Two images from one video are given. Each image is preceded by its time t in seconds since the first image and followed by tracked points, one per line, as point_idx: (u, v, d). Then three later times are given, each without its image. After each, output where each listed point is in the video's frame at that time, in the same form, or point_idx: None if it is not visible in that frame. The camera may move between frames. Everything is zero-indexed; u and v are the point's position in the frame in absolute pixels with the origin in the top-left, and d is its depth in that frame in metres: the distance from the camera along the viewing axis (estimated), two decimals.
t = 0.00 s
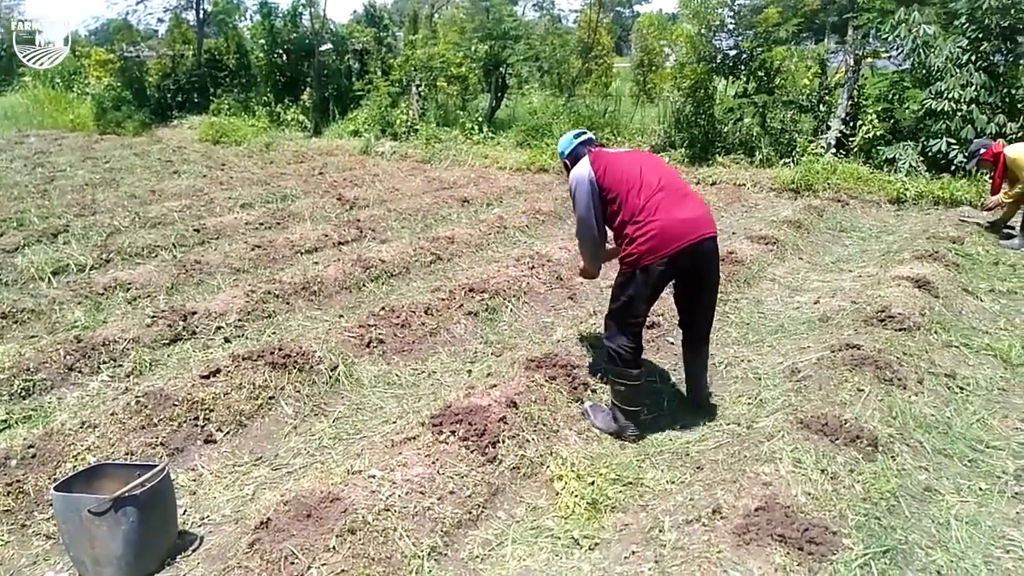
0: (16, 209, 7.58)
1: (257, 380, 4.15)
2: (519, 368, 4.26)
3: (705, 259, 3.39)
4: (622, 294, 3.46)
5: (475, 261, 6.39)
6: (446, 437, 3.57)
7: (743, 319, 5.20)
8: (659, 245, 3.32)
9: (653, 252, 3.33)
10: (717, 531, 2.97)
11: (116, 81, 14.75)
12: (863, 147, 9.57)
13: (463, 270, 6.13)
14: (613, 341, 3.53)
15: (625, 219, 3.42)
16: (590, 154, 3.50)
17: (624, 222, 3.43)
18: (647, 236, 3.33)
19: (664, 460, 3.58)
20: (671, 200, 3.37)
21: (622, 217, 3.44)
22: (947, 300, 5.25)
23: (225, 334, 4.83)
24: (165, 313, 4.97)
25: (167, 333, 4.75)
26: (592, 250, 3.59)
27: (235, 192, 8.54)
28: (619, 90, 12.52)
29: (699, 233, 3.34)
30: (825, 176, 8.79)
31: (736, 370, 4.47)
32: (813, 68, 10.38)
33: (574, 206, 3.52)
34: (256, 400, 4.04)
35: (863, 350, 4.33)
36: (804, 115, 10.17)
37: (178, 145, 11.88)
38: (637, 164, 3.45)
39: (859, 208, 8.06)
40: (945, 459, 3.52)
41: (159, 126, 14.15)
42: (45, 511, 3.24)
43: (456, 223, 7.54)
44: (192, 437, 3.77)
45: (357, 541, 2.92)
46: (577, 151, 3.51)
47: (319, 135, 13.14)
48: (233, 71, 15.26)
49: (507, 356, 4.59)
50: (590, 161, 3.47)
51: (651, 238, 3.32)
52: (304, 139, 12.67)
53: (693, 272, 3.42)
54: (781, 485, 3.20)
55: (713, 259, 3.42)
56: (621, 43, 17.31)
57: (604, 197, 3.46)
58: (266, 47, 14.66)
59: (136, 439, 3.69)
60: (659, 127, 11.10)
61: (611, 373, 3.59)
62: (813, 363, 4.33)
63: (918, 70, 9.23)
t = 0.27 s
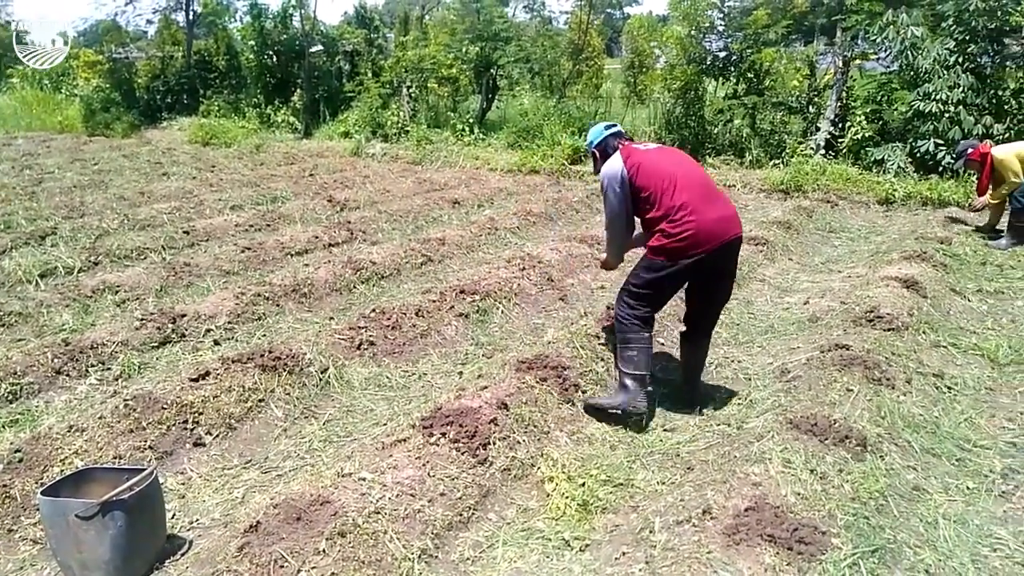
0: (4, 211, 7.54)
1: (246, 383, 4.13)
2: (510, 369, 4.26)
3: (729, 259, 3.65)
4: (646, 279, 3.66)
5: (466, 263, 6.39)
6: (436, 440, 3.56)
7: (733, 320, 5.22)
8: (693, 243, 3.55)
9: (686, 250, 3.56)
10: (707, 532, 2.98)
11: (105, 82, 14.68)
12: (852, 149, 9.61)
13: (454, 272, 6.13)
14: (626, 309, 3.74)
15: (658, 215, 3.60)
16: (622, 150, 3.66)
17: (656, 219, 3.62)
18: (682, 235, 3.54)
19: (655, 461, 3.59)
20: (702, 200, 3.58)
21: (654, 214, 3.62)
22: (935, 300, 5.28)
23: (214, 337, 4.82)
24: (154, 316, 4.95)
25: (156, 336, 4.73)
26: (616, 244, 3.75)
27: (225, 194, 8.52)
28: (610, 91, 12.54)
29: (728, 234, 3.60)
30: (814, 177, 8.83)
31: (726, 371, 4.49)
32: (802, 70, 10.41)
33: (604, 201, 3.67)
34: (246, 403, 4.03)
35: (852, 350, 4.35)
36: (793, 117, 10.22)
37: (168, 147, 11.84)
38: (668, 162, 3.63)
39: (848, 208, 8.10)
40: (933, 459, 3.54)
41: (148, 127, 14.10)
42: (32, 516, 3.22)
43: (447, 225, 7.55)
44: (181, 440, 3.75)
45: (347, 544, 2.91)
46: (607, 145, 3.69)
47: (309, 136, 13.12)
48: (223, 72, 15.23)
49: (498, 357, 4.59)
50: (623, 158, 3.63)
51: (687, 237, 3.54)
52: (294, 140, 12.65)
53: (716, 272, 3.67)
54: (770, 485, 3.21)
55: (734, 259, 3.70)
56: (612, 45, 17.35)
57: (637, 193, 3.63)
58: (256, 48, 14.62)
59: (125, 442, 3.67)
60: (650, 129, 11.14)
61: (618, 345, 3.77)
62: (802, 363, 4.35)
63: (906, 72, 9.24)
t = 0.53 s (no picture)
0: None
1: (233, 385, 4.11)
2: (498, 371, 4.25)
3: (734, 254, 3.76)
4: (655, 268, 3.85)
5: (455, 264, 6.39)
6: (424, 441, 3.56)
7: (721, 321, 5.23)
8: (702, 238, 3.67)
9: (695, 244, 3.68)
10: (694, 533, 2.99)
11: (90, 82, 14.58)
12: (839, 151, 9.68)
13: (443, 273, 6.12)
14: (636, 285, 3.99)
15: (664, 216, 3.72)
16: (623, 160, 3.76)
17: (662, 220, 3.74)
18: (689, 230, 3.67)
19: (643, 462, 3.59)
20: (705, 198, 3.71)
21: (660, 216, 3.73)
22: (920, 301, 5.32)
23: (201, 338, 4.79)
24: (140, 318, 4.92)
25: (142, 338, 4.70)
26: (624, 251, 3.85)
27: (212, 195, 8.48)
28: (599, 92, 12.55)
29: (732, 228, 3.72)
30: (801, 179, 8.87)
31: (713, 371, 4.51)
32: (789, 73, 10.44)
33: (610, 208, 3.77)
34: (233, 405, 4.01)
35: (838, 351, 4.38)
36: (781, 119, 10.28)
37: (154, 147, 11.77)
38: (668, 166, 3.76)
39: (834, 210, 8.15)
40: (918, 459, 3.57)
41: (134, 128, 14.00)
42: (16, 520, 3.19)
43: (436, 226, 7.54)
44: (167, 443, 3.73)
45: (334, 547, 2.90)
46: (609, 156, 3.75)
47: (297, 137, 13.07)
48: (210, 73, 15.15)
49: (486, 358, 4.59)
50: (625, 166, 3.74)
51: (693, 232, 3.66)
52: (282, 141, 12.61)
53: (722, 266, 3.77)
54: (757, 486, 3.22)
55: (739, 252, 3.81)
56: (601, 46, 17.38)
57: (642, 198, 3.74)
58: (243, 48, 14.55)
59: (110, 445, 3.65)
60: (638, 130, 11.17)
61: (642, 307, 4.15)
62: (789, 364, 4.37)
63: (892, 75, 9.34)
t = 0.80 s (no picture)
0: None
1: (229, 388, 4.10)
2: (494, 373, 4.25)
3: (732, 258, 3.87)
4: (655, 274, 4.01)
5: (451, 266, 6.39)
6: (420, 444, 3.55)
7: (716, 323, 5.24)
8: (699, 244, 3.80)
9: (694, 251, 3.80)
10: (690, 535, 2.99)
11: (85, 83, 14.55)
12: (834, 153, 9.70)
13: (439, 276, 6.12)
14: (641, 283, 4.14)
15: (662, 228, 3.85)
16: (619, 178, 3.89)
17: (660, 232, 3.87)
18: (687, 238, 3.80)
19: (639, 464, 3.60)
20: (699, 208, 3.87)
21: (658, 228, 3.86)
22: (915, 303, 5.33)
23: (196, 341, 4.78)
24: (135, 320, 4.91)
25: (137, 340, 4.69)
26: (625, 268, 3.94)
27: (208, 197, 8.47)
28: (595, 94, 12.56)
29: (729, 233, 3.84)
30: (797, 181, 8.89)
31: (709, 374, 4.52)
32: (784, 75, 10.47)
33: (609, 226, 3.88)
34: (228, 407, 4.00)
35: (833, 353, 4.38)
36: (776, 122, 10.31)
37: (149, 149, 11.75)
38: (660, 182, 3.92)
39: (829, 212, 8.17)
40: (913, 461, 3.58)
41: (129, 130, 13.98)
42: (10, 523, 3.18)
43: (432, 228, 7.53)
44: (162, 445, 3.72)
45: (330, 549, 2.90)
46: (608, 176, 3.85)
47: (293, 139, 13.06)
48: (206, 74, 15.14)
49: (482, 361, 4.59)
50: (621, 183, 3.86)
51: (692, 240, 3.79)
52: (278, 143, 12.60)
53: (721, 271, 3.89)
54: (753, 488, 3.22)
55: (737, 258, 3.92)
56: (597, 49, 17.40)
57: (639, 212, 3.87)
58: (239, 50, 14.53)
59: (104, 448, 3.64)
60: (634, 133, 11.20)
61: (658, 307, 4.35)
62: (785, 366, 4.38)
63: (886, 77, 9.37)
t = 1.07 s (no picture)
0: None
1: (220, 391, 4.09)
2: (486, 375, 4.25)
3: (725, 253, 3.89)
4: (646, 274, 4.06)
5: (443, 268, 6.39)
6: (412, 446, 3.55)
7: (708, 325, 5.26)
8: (689, 240, 3.82)
9: (687, 246, 3.83)
10: (682, 536, 2.99)
11: (75, 85, 14.50)
12: (824, 155, 9.75)
13: (432, 278, 6.12)
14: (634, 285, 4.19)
15: (654, 228, 3.89)
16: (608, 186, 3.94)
17: (652, 233, 3.90)
18: (679, 235, 3.83)
19: (632, 465, 3.60)
20: (688, 207, 3.91)
21: (650, 229, 3.89)
22: (905, 305, 5.35)
23: (187, 344, 4.76)
24: (126, 323, 4.89)
25: (127, 343, 4.68)
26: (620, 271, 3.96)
27: (199, 199, 8.44)
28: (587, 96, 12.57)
29: (720, 229, 3.87)
30: (788, 183, 8.92)
31: (701, 375, 4.53)
32: (775, 78, 10.44)
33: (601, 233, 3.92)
34: (220, 410, 3.99)
35: (824, 354, 4.39)
36: (767, 124, 10.34)
37: (140, 151, 11.70)
38: (650, 188, 3.97)
39: (820, 215, 8.20)
40: (904, 461, 3.59)
41: (120, 131, 13.94)
42: None
43: (424, 230, 7.53)
44: (152, 449, 3.71)
45: (322, 553, 2.90)
46: (597, 188, 3.91)
47: (285, 141, 13.04)
48: (197, 76, 15.10)
49: (475, 363, 4.59)
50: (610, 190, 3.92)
51: (684, 235, 3.82)
52: (269, 145, 12.58)
53: (714, 267, 3.90)
54: (745, 489, 3.23)
55: (730, 254, 3.93)
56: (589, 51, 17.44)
57: (630, 216, 3.91)
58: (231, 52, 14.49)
59: (94, 452, 3.62)
60: (626, 135, 11.23)
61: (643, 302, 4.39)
62: (776, 368, 4.39)
63: (876, 80, 9.41)
